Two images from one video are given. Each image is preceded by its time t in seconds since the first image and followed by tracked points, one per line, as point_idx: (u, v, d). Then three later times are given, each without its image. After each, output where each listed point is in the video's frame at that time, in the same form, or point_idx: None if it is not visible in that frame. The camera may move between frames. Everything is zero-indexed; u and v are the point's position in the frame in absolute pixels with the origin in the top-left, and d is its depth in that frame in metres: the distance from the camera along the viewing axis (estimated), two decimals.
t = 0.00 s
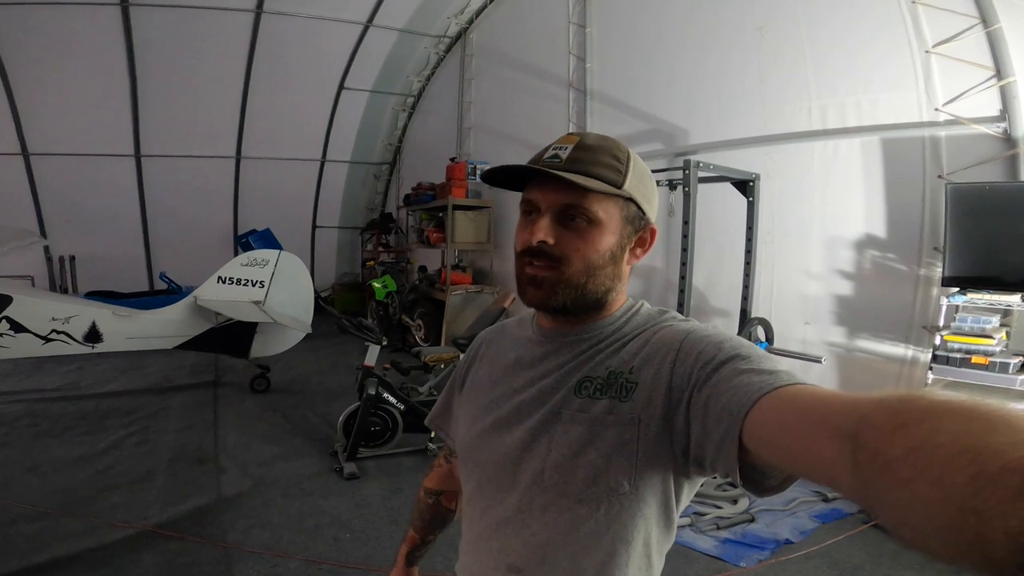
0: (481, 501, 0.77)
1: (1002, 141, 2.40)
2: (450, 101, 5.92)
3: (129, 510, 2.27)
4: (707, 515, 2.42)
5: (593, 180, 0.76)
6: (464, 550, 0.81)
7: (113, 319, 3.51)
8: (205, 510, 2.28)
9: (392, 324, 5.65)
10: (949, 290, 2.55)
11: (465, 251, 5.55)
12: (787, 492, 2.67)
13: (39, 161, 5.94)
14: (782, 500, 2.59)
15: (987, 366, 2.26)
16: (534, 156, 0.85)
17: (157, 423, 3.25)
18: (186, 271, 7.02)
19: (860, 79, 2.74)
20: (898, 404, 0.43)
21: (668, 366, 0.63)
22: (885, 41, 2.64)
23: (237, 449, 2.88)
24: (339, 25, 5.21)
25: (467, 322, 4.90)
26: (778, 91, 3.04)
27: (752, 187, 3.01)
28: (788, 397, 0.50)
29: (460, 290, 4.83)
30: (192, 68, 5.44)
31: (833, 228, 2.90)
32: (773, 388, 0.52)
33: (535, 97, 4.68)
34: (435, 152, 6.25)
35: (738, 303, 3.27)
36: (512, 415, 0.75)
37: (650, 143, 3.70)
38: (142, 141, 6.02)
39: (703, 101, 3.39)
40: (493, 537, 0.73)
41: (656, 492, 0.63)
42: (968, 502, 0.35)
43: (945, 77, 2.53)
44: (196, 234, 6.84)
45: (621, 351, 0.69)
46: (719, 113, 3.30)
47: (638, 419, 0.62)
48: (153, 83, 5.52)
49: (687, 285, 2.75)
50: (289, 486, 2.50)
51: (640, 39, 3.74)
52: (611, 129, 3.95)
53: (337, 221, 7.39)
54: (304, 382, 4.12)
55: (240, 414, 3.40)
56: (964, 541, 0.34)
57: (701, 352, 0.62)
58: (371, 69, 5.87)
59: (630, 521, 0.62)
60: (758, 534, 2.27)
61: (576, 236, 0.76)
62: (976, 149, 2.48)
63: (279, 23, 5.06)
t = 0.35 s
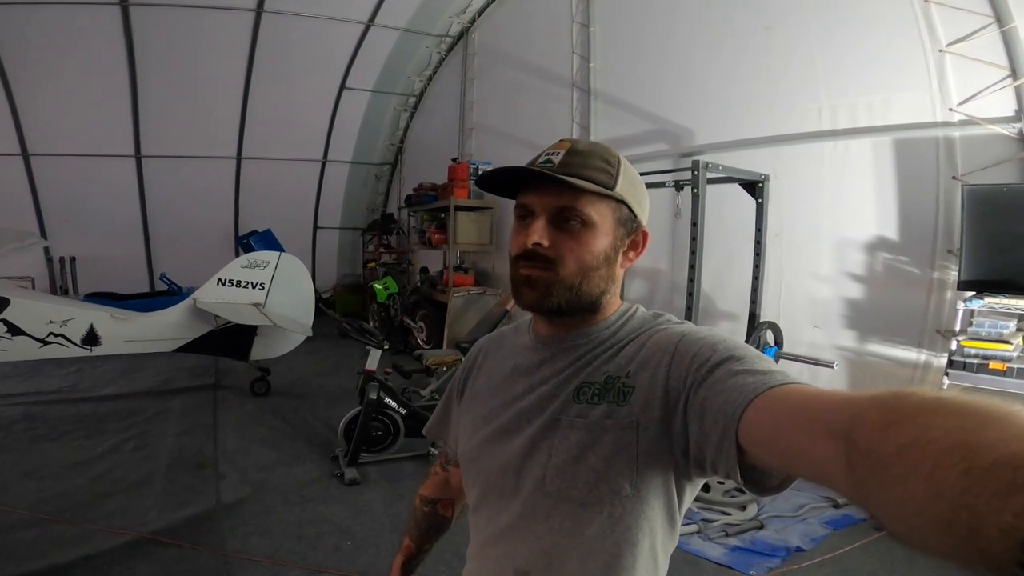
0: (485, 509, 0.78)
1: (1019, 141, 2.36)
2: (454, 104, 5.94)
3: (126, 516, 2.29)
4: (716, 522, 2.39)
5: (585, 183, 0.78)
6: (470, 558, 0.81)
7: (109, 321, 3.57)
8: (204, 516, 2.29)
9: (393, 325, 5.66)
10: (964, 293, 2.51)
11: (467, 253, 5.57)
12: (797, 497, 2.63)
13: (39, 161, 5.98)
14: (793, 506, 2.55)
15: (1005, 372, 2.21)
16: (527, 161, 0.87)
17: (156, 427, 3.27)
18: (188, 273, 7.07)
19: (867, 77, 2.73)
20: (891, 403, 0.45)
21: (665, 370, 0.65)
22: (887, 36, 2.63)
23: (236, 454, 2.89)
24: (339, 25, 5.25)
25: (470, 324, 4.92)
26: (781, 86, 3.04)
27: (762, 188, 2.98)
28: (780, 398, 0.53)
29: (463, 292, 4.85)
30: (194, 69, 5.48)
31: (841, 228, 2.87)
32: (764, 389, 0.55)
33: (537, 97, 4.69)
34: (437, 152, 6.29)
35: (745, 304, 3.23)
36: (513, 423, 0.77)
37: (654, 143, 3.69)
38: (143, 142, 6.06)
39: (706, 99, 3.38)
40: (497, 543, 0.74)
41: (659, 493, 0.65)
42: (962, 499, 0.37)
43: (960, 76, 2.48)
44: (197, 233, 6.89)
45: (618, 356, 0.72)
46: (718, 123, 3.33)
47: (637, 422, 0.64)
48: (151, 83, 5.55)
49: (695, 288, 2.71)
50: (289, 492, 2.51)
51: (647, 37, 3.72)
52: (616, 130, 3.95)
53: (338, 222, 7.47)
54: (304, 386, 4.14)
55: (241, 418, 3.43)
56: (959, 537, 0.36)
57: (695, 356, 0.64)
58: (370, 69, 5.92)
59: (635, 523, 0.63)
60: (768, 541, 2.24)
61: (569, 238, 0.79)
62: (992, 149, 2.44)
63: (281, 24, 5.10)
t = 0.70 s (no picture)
0: (460, 522, 0.81)
1: None
2: (457, 96, 6.00)
3: (112, 530, 2.28)
4: (735, 539, 2.31)
5: (561, 196, 0.84)
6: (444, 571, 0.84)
7: (99, 326, 3.46)
8: (194, 530, 2.29)
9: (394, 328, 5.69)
10: (1002, 301, 2.41)
11: (469, 255, 5.58)
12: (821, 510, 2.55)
13: (34, 161, 5.98)
14: (814, 521, 2.46)
15: None
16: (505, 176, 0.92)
17: (149, 433, 3.30)
18: (183, 274, 7.14)
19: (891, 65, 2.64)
20: (853, 417, 0.47)
21: (637, 384, 0.69)
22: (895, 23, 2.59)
23: (229, 464, 2.91)
24: (342, 23, 5.35)
25: (473, 326, 4.93)
26: (801, 74, 2.95)
27: (784, 188, 2.85)
28: (746, 414, 0.55)
29: (465, 295, 4.84)
30: (195, 68, 5.55)
31: (864, 229, 2.79)
32: (734, 402, 0.57)
33: (541, 95, 4.68)
34: (440, 151, 6.37)
35: (762, 310, 3.17)
36: (488, 436, 0.80)
37: (667, 141, 3.62)
38: (140, 142, 6.11)
39: (711, 92, 3.35)
40: (471, 557, 0.77)
41: (633, 504, 0.68)
42: (920, 513, 0.38)
43: (994, 72, 2.37)
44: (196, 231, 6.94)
45: (592, 370, 0.75)
46: (725, 115, 3.30)
47: (610, 434, 0.68)
48: (150, 80, 5.59)
49: (714, 296, 2.65)
50: (283, 506, 2.50)
51: (657, 25, 3.66)
52: (624, 128, 3.91)
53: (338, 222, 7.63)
54: (302, 392, 4.18)
55: (235, 425, 3.46)
56: (924, 550, 0.38)
57: (666, 369, 0.67)
58: (372, 67, 6.02)
59: (610, 532, 0.67)
60: (791, 559, 2.15)
61: (545, 250, 0.84)
62: None
63: (281, 21, 5.18)
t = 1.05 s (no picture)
0: (464, 518, 0.83)
1: None
2: (460, 89, 6.07)
3: (98, 538, 2.28)
4: (755, 549, 2.23)
5: (565, 192, 0.83)
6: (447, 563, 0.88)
7: (92, 325, 3.47)
8: (185, 538, 2.29)
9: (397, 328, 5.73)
10: None
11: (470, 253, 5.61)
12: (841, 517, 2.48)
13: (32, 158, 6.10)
14: (837, 529, 2.38)
15: None
16: (490, 173, 0.87)
17: (141, 437, 3.35)
18: (182, 273, 7.30)
19: (910, 48, 2.58)
20: (854, 400, 0.49)
21: (636, 371, 0.71)
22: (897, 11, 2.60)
23: (226, 468, 2.94)
24: (343, 19, 5.46)
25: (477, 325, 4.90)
26: (814, 50, 2.89)
27: (806, 184, 2.70)
28: (747, 397, 0.57)
29: (468, 294, 4.80)
30: (195, 67, 5.66)
31: (892, 228, 2.72)
32: (735, 387, 0.59)
33: (544, 88, 4.70)
34: (444, 148, 6.45)
35: (781, 310, 3.12)
36: (488, 430, 0.82)
37: (677, 136, 3.57)
38: (137, 140, 6.21)
39: (718, 75, 3.31)
40: (476, 549, 0.79)
41: (635, 489, 0.71)
42: (921, 493, 0.41)
43: None
44: (192, 225, 7.06)
45: (590, 358, 0.77)
46: (740, 91, 3.21)
47: (611, 423, 0.70)
48: (147, 74, 5.65)
49: (735, 295, 2.59)
50: (279, 513, 2.51)
51: (665, 7, 3.62)
52: (631, 123, 3.88)
53: (340, 221, 7.79)
54: (301, 393, 4.23)
55: (232, 428, 3.50)
56: (925, 529, 0.40)
57: (664, 356, 0.70)
58: (373, 62, 6.15)
59: (613, 518, 0.69)
60: (813, 569, 2.08)
61: (556, 248, 0.83)
62: None
63: (281, 16, 5.28)
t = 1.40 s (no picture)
0: (466, 523, 0.82)
1: None
2: (462, 86, 6.07)
3: (93, 541, 2.29)
4: (762, 554, 2.21)
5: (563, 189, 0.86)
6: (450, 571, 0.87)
7: (90, 325, 3.51)
8: (180, 541, 2.30)
9: (398, 327, 5.75)
10: None
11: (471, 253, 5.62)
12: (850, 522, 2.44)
13: (34, 156, 6.15)
14: (846, 533, 2.36)
15: None
16: (491, 174, 0.90)
17: (138, 438, 3.38)
18: (184, 272, 7.39)
19: (917, 39, 2.55)
20: (848, 395, 0.49)
21: (633, 373, 0.71)
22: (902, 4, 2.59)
23: (224, 470, 2.95)
24: (344, 16, 5.48)
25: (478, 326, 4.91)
26: (822, 43, 2.86)
27: (816, 181, 2.67)
28: (744, 396, 0.56)
29: (470, 294, 4.82)
30: (197, 65, 5.71)
31: (905, 228, 2.68)
32: (729, 386, 0.59)
33: (547, 86, 4.69)
34: (446, 147, 6.46)
35: (788, 312, 3.09)
36: (487, 434, 0.81)
37: (683, 134, 3.55)
38: (139, 139, 6.27)
39: (721, 72, 3.30)
40: (480, 553, 0.78)
41: (637, 489, 0.70)
42: (919, 491, 0.40)
43: None
44: (194, 224, 7.13)
45: (587, 360, 0.77)
46: (745, 87, 3.19)
47: (610, 425, 0.69)
48: (148, 73, 5.69)
49: (744, 295, 2.56)
50: (276, 516, 2.52)
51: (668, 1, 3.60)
52: (634, 120, 3.88)
53: (341, 221, 7.85)
54: (301, 394, 4.26)
55: (230, 429, 3.52)
56: (926, 526, 0.40)
57: (660, 356, 0.69)
58: (375, 61, 6.19)
59: (617, 519, 0.69)
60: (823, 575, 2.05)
61: (557, 241, 0.85)
62: None
63: (281, 13, 5.31)
